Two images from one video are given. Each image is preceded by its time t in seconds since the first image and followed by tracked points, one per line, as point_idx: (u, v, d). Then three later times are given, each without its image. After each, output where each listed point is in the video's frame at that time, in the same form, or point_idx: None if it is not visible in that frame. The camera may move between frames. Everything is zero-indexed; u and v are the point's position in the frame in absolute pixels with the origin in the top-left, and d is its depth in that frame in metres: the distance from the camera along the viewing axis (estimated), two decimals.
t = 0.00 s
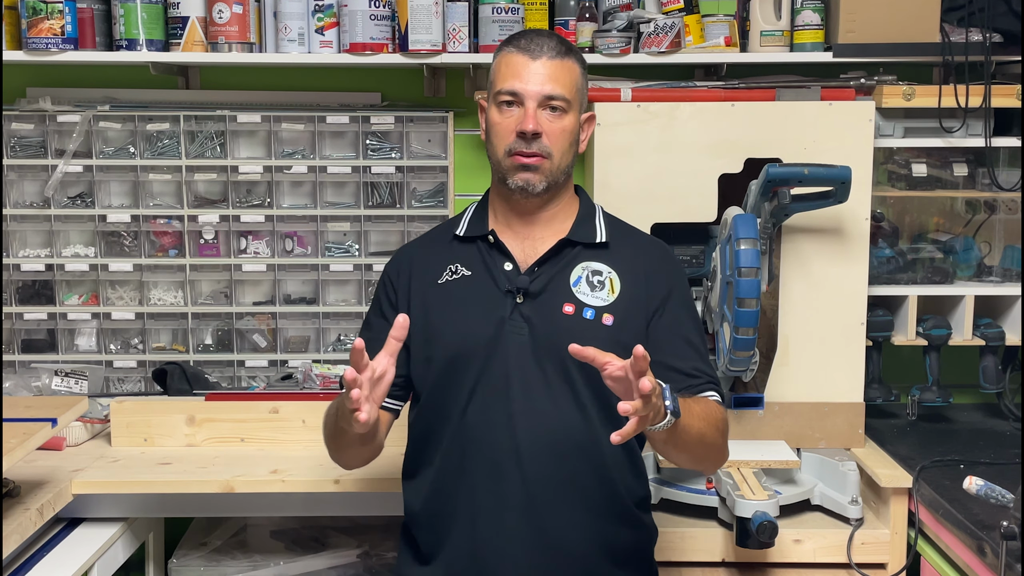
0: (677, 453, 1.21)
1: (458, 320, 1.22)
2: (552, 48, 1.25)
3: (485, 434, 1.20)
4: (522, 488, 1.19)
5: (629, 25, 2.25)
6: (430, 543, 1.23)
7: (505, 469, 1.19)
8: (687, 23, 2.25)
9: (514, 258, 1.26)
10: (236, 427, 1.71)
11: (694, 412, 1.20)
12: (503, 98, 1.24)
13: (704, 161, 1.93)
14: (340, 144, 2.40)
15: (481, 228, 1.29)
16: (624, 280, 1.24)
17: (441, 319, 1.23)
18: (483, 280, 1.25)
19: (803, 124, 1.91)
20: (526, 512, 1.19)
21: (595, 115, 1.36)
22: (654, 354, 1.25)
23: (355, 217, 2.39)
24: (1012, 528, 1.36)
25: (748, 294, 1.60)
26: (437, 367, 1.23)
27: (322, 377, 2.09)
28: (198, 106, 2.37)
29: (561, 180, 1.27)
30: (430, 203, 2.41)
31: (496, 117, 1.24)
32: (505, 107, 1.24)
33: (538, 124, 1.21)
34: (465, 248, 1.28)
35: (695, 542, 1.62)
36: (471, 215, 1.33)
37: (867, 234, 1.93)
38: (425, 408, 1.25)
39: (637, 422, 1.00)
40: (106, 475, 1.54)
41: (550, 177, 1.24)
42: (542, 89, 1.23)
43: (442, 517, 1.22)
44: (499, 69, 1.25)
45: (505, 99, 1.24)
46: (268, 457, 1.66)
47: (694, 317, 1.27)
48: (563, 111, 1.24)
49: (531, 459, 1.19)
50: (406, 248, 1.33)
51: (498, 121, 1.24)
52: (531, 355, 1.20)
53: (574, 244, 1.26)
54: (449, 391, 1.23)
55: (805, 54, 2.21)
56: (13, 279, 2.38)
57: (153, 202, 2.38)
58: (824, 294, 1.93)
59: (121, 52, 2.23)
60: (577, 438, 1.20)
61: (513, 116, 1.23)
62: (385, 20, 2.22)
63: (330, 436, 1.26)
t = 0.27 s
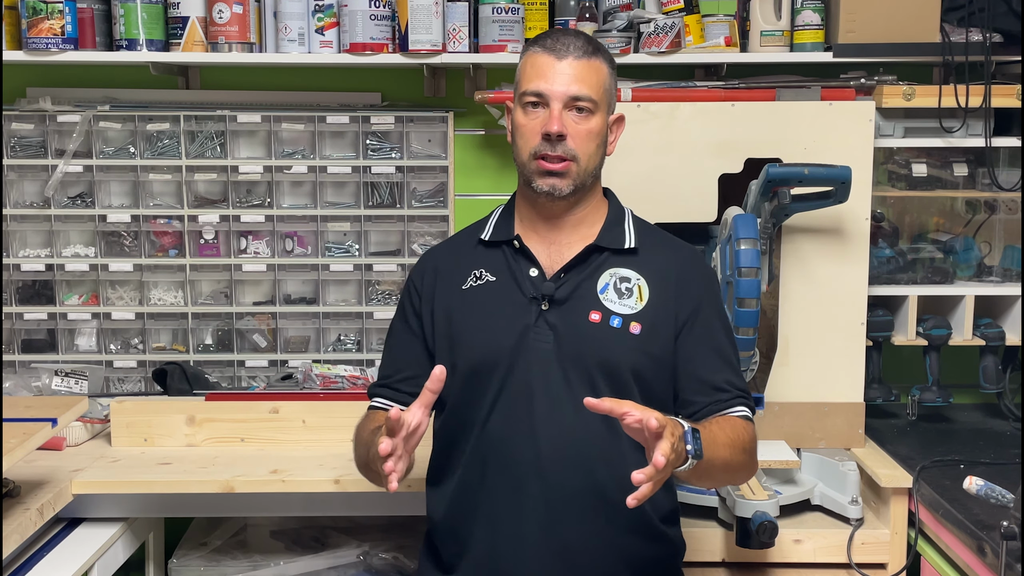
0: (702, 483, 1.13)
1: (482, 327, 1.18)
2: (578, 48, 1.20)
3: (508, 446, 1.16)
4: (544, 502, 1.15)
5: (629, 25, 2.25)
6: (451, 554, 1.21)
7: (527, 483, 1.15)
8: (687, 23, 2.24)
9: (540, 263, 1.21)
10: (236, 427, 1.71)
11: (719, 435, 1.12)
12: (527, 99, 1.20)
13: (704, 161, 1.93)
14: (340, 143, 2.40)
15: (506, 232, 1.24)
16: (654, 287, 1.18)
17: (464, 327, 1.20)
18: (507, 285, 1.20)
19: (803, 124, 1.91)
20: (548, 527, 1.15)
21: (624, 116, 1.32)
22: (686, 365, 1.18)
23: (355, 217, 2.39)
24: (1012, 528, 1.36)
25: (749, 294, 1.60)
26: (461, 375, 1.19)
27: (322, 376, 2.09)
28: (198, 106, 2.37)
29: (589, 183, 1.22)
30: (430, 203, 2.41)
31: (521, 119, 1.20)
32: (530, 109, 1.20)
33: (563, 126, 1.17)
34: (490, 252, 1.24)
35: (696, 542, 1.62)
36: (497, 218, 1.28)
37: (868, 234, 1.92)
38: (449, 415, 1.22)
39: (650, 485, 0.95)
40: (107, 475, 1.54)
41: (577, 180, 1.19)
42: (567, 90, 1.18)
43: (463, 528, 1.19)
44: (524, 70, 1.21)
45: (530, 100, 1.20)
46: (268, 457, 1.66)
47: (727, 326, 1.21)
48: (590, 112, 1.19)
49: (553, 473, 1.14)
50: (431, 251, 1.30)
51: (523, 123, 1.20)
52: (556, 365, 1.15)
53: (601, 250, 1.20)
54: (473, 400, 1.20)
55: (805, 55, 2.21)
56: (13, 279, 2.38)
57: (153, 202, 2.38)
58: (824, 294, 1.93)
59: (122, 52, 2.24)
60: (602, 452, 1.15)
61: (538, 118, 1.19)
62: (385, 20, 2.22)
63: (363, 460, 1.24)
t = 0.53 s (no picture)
0: (728, 478, 1.13)
1: (504, 331, 1.18)
2: (599, 48, 1.19)
3: (531, 452, 1.15)
4: (568, 508, 1.14)
5: (629, 26, 2.24)
6: (475, 560, 1.20)
7: (550, 488, 1.14)
8: (687, 23, 2.24)
9: (563, 267, 1.20)
10: (235, 427, 1.71)
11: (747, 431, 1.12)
12: (549, 101, 1.19)
13: (705, 161, 1.93)
14: (340, 143, 2.40)
15: (529, 235, 1.23)
16: (679, 290, 1.17)
17: (486, 331, 1.19)
18: (529, 289, 1.19)
19: (803, 124, 1.91)
20: (572, 533, 1.14)
21: (647, 117, 1.30)
22: (711, 367, 1.18)
23: (355, 217, 2.39)
24: (1012, 528, 1.36)
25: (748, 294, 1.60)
26: (483, 380, 1.19)
27: (322, 376, 2.10)
28: (198, 106, 2.37)
29: (612, 186, 1.21)
30: (430, 203, 2.41)
31: (542, 121, 1.19)
32: (551, 111, 1.18)
33: (584, 128, 1.15)
34: (512, 256, 1.23)
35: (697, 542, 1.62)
36: (518, 221, 1.27)
37: (867, 234, 1.92)
38: (471, 421, 1.21)
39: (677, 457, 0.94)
40: (106, 475, 1.54)
41: (599, 183, 1.18)
42: (589, 90, 1.17)
43: (486, 534, 1.19)
44: (545, 71, 1.20)
45: (551, 102, 1.18)
46: (268, 457, 1.66)
47: (752, 329, 1.20)
48: (612, 113, 1.18)
49: (578, 478, 1.14)
50: (451, 255, 1.29)
51: (544, 125, 1.19)
52: (580, 369, 1.15)
53: (625, 252, 1.20)
54: (495, 405, 1.19)
55: (805, 54, 2.21)
56: (13, 279, 2.38)
57: (153, 202, 2.38)
58: (824, 293, 1.93)
59: (121, 52, 2.23)
60: (626, 456, 1.14)
61: (559, 120, 1.18)
62: (385, 20, 2.22)
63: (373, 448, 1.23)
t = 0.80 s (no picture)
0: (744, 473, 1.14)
1: (524, 335, 1.17)
2: (617, 48, 1.19)
3: (551, 457, 1.15)
4: (590, 513, 1.14)
5: (629, 26, 2.21)
6: (490, 566, 1.20)
7: (572, 494, 1.14)
8: (687, 23, 2.24)
9: (582, 270, 1.20)
10: (235, 427, 1.71)
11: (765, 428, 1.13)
12: (566, 102, 1.19)
13: (705, 161, 1.93)
14: (340, 143, 2.40)
15: (546, 238, 1.22)
16: (699, 293, 1.17)
17: (505, 335, 1.18)
18: (548, 293, 1.19)
19: (803, 124, 1.91)
20: (593, 539, 1.14)
21: (665, 117, 1.30)
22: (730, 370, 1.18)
23: (355, 217, 2.39)
24: (1012, 528, 1.36)
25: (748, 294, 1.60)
26: (502, 385, 1.18)
27: (322, 376, 2.10)
28: (198, 106, 2.37)
29: (629, 187, 1.20)
30: (430, 203, 2.41)
31: (559, 122, 1.18)
32: (569, 112, 1.18)
33: (602, 129, 1.15)
34: (529, 258, 1.22)
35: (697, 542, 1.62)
36: (535, 223, 1.26)
37: (867, 234, 1.92)
38: (488, 426, 1.20)
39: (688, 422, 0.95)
40: (106, 475, 1.54)
41: (617, 184, 1.18)
42: (607, 92, 1.17)
43: (504, 540, 1.18)
44: (563, 72, 1.20)
45: (569, 103, 1.18)
46: (268, 457, 1.66)
47: (771, 332, 1.20)
48: (630, 114, 1.17)
49: (600, 483, 1.13)
50: (466, 257, 1.28)
51: (561, 127, 1.18)
52: (600, 373, 1.14)
53: (645, 255, 1.19)
54: (514, 411, 1.18)
55: (805, 54, 2.21)
56: (13, 279, 2.38)
57: (153, 202, 2.38)
58: (824, 294, 1.93)
59: (121, 52, 2.23)
60: (648, 461, 1.15)
61: (577, 122, 1.17)
62: (385, 20, 2.22)
63: (397, 438, 1.24)
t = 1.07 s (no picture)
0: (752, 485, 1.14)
1: (535, 335, 1.17)
2: (626, 49, 1.18)
3: (562, 457, 1.14)
4: (600, 514, 1.13)
5: (629, 25, 2.21)
6: (498, 567, 1.19)
7: (582, 494, 1.14)
8: (687, 23, 2.24)
9: (593, 270, 1.20)
10: (235, 427, 1.71)
11: (776, 437, 1.12)
12: (575, 103, 1.18)
13: (705, 161, 1.93)
14: (340, 143, 2.40)
15: (557, 238, 1.22)
16: (709, 295, 1.17)
17: (516, 335, 1.18)
18: (559, 293, 1.19)
19: (804, 124, 1.91)
20: (602, 540, 1.14)
21: (674, 116, 1.30)
22: (740, 372, 1.18)
23: (355, 217, 2.38)
24: (1012, 528, 1.36)
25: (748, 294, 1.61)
26: (512, 385, 1.18)
27: (322, 376, 2.10)
28: (199, 106, 2.37)
29: (639, 188, 1.20)
30: (430, 203, 2.41)
31: (568, 124, 1.18)
32: (578, 113, 1.18)
33: (612, 130, 1.15)
34: (539, 258, 1.22)
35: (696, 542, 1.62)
36: (544, 222, 1.26)
37: (867, 234, 1.92)
38: (497, 426, 1.20)
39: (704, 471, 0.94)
40: (106, 475, 1.54)
41: (627, 185, 1.18)
42: (616, 93, 1.16)
43: (512, 541, 1.18)
44: (571, 73, 1.19)
45: (578, 105, 1.18)
46: (268, 457, 1.66)
47: (781, 335, 1.20)
48: (639, 115, 1.17)
49: (610, 484, 1.13)
50: (474, 257, 1.28)
51: (570, 128, 1.18)
52: (612, 374, 1.14)
53: (656, 256, 1.19)
54: (524, 410, 1.18)
55: (805, 54, 2.21)
56: (13, 279, 2.38)
57: (153, 202, 2.38)
58: (825, 294, 1.93)
59: (121, 52, 2.23)
60: (658, 462, 1.14)
61: (586, 123, 1.17)
62: (385, 20, 2.22)
63: (409, 460, 1.22)
